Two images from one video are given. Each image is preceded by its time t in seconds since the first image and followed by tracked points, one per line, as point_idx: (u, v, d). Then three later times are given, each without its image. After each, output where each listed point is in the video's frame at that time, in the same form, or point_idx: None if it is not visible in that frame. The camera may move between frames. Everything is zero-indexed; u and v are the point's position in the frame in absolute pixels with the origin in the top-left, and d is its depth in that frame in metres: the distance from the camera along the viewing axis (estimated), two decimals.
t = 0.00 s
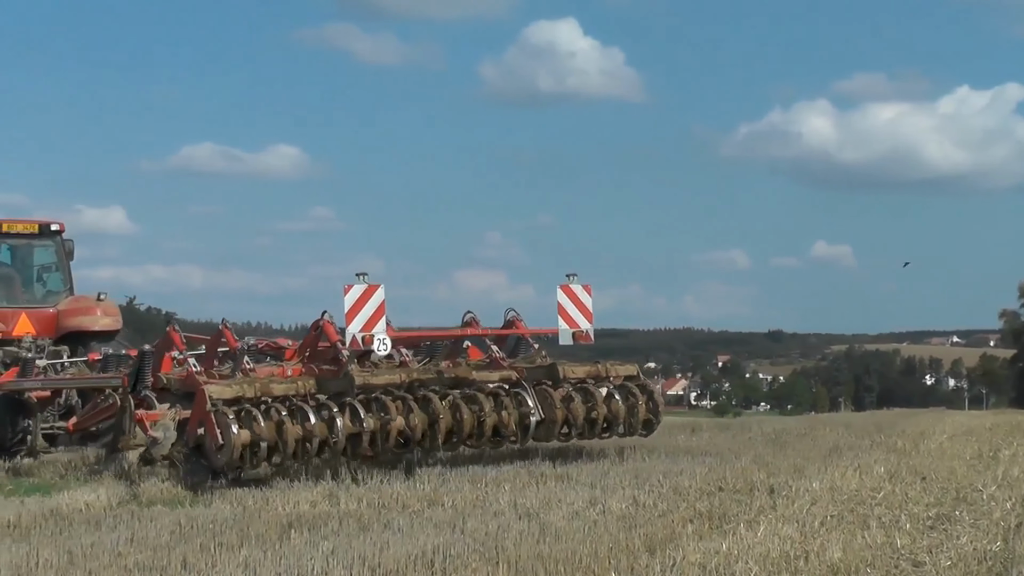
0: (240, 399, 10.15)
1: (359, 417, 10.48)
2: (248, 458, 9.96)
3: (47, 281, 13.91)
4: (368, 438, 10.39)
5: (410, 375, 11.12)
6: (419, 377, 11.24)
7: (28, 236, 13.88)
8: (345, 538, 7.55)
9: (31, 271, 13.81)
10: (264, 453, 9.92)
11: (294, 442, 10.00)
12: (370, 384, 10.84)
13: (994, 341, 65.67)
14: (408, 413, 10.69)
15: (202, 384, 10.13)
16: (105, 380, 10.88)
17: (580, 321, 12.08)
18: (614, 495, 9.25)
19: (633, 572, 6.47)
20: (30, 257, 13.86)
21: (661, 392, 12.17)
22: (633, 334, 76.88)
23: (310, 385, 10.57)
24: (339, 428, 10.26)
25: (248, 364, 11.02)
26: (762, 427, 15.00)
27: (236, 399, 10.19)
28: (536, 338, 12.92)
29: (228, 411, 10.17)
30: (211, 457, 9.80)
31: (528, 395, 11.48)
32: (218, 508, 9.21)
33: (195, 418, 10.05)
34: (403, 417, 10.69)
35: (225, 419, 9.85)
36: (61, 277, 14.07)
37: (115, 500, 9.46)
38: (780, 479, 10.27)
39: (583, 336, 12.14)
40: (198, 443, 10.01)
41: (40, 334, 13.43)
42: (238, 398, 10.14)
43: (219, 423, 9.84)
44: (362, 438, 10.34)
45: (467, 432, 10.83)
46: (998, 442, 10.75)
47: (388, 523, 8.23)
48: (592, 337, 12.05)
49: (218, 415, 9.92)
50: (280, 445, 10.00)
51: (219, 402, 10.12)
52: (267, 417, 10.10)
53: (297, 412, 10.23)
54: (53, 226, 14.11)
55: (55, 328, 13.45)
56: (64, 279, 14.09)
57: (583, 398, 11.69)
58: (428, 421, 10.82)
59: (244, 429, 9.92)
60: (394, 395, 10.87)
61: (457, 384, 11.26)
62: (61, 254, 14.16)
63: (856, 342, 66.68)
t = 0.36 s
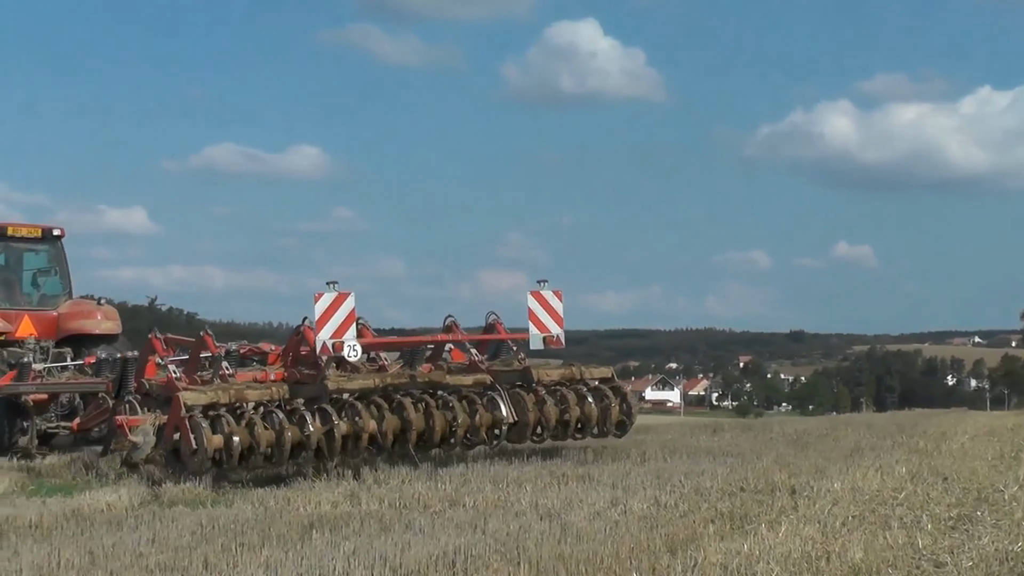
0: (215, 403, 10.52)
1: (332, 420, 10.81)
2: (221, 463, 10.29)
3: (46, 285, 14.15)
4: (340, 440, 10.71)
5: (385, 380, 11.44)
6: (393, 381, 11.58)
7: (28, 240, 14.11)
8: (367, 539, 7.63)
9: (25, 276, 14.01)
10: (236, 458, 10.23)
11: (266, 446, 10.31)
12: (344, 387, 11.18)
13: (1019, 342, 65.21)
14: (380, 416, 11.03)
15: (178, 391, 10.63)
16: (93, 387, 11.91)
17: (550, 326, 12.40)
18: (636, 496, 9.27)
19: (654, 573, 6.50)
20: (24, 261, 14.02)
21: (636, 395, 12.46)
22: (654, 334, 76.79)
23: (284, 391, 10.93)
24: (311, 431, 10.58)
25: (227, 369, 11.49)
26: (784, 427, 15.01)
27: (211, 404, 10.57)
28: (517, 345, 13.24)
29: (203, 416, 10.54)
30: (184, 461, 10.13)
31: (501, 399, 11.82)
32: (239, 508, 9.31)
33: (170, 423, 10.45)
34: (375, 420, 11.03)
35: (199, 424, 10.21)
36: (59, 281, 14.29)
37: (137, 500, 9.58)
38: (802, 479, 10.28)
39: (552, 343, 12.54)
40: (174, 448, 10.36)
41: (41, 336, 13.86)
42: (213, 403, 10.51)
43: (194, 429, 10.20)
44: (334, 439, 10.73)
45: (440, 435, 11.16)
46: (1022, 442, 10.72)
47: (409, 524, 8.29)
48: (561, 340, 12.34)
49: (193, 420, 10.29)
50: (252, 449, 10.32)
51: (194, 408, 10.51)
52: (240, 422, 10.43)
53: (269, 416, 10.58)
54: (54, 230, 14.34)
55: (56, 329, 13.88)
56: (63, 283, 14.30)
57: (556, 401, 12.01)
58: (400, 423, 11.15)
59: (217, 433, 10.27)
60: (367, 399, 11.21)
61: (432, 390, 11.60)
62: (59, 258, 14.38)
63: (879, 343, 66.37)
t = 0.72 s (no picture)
0: (201, 412, 10.77)
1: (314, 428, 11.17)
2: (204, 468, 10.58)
3: (36, 287, 14.46)
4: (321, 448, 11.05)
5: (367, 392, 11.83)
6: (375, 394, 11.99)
7: (21, 243, 14.45)
8: (386, 539, 7.70)
9: (15, 278, 14.29)
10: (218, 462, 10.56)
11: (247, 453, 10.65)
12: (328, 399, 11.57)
13: None
14: (361, 426, 11.40)
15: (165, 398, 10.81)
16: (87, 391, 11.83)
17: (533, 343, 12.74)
18: (655, 496, 9.30)
19: (675, 573, 6.53)
20: (12, 262, 14.30)
21: (616, 406, 12.88)
22: (674, 335, 76.70)
23: (267, 400, 11.22)
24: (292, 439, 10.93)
25: (214, 377, 11.67)
26: (805, 427, 15.02)
27: (197, 412, 10.80)
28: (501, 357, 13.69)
29: (189, 423, 10.79)
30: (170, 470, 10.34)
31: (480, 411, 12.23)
32: (258, 508, 9.39)
33: (157, 430, 10.62)
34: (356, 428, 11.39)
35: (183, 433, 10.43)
36: (49, 283, 14.61)
37: (157, 500, 9.68)
38: (822, 479, 10.29)
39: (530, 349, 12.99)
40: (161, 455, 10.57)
41: (35, 338, 14.23)
42: (199, 412, 10.76)
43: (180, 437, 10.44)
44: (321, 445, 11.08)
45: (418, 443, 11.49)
46: None
47: (429, 525, 8.35)
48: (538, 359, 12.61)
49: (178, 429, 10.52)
50: (234, 455, 10.66)
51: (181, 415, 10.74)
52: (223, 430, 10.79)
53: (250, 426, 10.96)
54: (46, 234, 14.66)
55: (49, 330, 14.28)
56: (53, 284, 14.63)
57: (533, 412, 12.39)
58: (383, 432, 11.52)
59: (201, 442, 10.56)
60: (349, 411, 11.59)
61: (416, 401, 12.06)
62: (51, 261, 14.73)
63: (900, 343, 66.08)
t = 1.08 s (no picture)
0: (201, 420, 11.23)
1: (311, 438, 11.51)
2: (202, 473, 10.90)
3: (28, 289, 14.70)
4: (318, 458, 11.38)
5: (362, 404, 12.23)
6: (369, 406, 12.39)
7: (15, 246, 14.74)
8: (410, 539, 7.77)
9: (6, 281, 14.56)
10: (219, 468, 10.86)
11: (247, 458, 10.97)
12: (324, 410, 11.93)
13: None
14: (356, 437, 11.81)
15: (167, 406, 11.17)
16: (86, 396, 11.67)
17: (519, 356, 14.24)
18: (678, 496, 9.33)
19: (697, 574, 6.57)
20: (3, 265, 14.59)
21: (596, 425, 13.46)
22: (696, 335, 76.52)
23: (264, 409, 11.67)
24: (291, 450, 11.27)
25: (213, 386, 12.07)
26: (827, 427, 15.02)
27: (197, 420, 11.24)
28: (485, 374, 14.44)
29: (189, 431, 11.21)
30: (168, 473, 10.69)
31: (469, 424, 12.67)
32: (281, 508, 9.50)
33: (158, 436, 10.98)
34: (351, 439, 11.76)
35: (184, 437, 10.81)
36: (41, 286, 14.84)
37: (180, 500, 9.80)
38: (844, 479, 10.30)
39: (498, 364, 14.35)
40: (160, 461, 10.95)
41: (28, 340, 14.48)
42: (199, 420, 11.20)
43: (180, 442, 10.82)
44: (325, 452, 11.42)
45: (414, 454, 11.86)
46: None
47: (452, 525, 8.41)
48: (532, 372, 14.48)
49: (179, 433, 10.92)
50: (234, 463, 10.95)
51: (182, 423, 11.15)
52: (223, 438, 11.08)
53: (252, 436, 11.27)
54: (39, 238, 14.96)
55: (41, 334, 14.51)
56: (46, 288, 14.86)
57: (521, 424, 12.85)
58: (376, 443, 11.89)
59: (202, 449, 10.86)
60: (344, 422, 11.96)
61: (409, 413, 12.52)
62: (43, 265, 14.99)
63: (924, 343, 65.70)
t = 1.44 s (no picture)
0: (196, 429, 11.40)
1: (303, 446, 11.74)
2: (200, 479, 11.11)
3: (18, 291, 15.29)
4: (311, 464, 11.60)
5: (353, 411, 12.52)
6: (360, 413, 12.68)
7: (4, 250, 15.32)
8: (432, 539, 7.82)
9: None
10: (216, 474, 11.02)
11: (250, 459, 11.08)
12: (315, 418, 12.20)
13: None
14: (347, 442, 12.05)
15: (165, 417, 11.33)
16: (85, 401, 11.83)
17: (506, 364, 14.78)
18: (700, 496, 9.34)
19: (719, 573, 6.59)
20: None
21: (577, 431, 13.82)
22: (719, 334, 76.33)
23: (258, 418, 11.83)
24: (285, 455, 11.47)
25: (208, 395, 12.20)
26: (850, 427, 14.97)
27: (192, 429, 11.41)
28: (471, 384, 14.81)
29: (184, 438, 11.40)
30: (164, 481, 10.88)
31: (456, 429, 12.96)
32: (303, 508, 9.57)
33: (156, 444, 11.17)
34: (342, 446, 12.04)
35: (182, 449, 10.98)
36: (29, 287, 15.45)
37: (202, 500, 9.89)
38: (867, 479, 10.28)
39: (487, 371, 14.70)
40: (158, 468, 11.13)
41: (19, 342, 15.09)
42: (195, 429, 11.37)
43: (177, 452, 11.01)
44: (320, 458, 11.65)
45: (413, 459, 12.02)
46: None
47: (474, 525, 8.46)
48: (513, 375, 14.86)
49: (176, 443, 11.11)
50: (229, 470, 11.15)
51: (177, 432, 11.34)
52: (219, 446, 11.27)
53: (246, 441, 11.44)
54: (27, 242, 15.56)
55: (31, 335, 15.13)
56: (33, 288, 15.49)
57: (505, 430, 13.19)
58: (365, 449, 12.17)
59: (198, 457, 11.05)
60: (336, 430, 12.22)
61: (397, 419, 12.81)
62: (31, 268, 15.58)
63: (949, 342, 65.26)
